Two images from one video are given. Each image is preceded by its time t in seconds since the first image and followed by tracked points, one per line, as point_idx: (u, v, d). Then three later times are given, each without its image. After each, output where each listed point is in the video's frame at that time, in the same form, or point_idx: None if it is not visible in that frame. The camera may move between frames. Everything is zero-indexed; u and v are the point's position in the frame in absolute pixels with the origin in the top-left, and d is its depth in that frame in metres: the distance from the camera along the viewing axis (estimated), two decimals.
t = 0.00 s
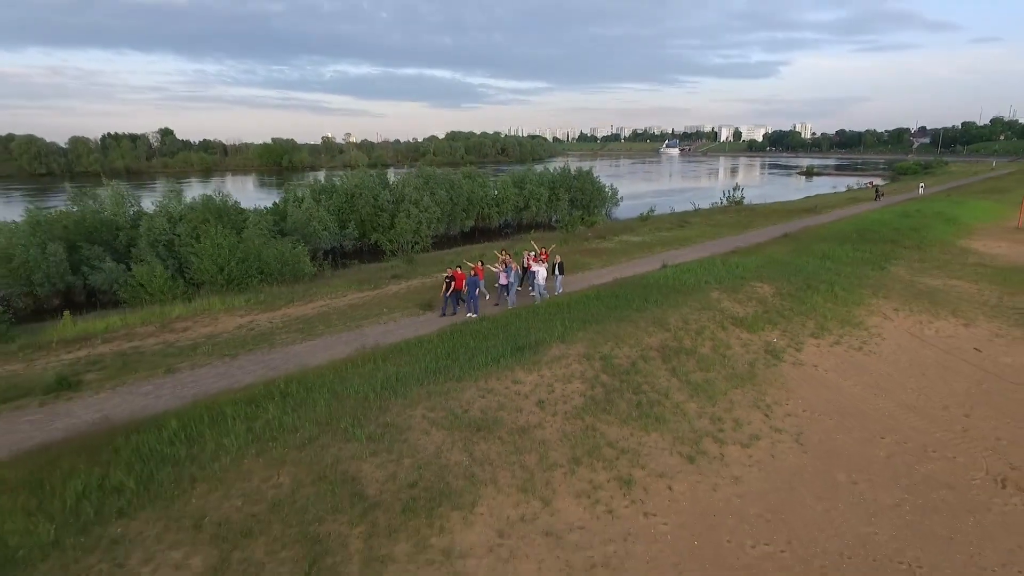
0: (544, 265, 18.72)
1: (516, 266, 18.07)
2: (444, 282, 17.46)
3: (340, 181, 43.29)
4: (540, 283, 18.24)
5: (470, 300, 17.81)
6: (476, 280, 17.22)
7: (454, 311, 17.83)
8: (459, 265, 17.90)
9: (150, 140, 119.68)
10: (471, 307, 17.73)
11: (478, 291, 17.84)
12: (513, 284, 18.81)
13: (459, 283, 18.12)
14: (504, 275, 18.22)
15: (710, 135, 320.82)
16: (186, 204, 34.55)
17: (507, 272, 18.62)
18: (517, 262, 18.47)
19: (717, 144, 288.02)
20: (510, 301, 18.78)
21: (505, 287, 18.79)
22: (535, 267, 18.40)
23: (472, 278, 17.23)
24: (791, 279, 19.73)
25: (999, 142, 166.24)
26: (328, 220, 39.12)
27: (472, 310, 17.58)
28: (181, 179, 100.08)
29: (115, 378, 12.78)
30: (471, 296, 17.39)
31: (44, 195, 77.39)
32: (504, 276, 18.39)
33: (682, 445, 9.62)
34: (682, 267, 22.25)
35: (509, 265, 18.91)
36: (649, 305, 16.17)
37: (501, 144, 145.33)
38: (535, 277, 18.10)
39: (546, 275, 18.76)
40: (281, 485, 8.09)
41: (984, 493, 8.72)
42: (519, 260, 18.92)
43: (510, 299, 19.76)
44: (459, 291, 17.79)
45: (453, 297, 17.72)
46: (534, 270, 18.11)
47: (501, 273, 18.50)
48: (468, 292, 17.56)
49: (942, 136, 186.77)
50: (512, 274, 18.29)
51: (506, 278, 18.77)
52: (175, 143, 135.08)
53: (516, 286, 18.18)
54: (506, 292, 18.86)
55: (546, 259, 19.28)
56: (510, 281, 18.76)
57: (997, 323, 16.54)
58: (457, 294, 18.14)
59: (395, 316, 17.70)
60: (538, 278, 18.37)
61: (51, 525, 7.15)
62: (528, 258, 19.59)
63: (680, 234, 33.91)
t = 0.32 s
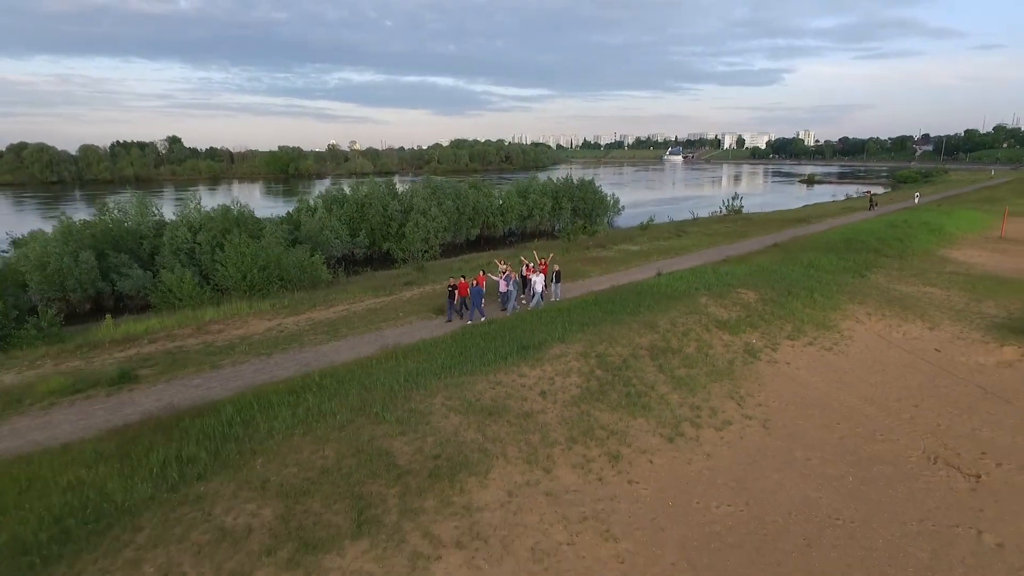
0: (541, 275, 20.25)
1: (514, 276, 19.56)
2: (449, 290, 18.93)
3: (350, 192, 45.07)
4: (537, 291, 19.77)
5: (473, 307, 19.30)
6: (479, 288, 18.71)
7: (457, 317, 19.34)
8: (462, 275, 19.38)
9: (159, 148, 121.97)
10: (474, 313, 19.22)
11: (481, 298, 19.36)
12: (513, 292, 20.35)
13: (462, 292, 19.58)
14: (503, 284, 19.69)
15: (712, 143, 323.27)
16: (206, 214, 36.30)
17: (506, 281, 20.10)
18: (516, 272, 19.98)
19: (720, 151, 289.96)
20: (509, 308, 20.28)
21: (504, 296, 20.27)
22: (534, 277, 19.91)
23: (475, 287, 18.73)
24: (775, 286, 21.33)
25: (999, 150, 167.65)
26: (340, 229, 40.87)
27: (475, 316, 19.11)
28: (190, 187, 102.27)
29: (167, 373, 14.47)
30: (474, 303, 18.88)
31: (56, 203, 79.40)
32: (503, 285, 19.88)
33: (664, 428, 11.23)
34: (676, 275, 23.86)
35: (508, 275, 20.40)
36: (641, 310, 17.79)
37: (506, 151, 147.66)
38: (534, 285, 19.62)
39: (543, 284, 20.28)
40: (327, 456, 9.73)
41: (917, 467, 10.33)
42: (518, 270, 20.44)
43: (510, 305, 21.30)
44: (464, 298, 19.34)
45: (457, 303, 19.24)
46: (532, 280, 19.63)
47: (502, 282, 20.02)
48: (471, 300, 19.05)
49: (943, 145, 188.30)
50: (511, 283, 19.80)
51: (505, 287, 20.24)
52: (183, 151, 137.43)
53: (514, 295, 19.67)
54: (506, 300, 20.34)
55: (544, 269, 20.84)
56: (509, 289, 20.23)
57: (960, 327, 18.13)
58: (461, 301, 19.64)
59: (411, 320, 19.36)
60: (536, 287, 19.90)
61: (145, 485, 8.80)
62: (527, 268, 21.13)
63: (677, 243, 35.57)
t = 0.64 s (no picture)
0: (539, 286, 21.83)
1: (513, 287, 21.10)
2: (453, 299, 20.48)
3: (360, 204, 46.90)
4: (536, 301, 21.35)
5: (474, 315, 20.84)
6: (481, 298, 20.28)
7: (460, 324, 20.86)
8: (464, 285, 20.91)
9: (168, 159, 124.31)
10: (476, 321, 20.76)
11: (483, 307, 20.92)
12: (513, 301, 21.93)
13: (465, 301, 21.12)
14: (503, 295, 21.22)
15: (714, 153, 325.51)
16: (225, 225, 38.09)
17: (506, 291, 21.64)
18: (515, 283, 21.54)
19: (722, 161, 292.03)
20: (509, 317, 21.83)
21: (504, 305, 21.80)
22: (532, 288, 21.49)
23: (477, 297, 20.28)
24: (761, 294, 23.01)
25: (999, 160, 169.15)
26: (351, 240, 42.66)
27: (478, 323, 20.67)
28: (198, 197, 104.47)
29: (209, 373, 16.18)
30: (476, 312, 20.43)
31: (70, 213, 81.61)
32: (503, 295, 21.42)
33: (651, 419, 12.90)
34: (670, 285, 25.53)
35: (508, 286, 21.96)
36: (635, 317, 19.49)
37: (509, 162, 149.92)
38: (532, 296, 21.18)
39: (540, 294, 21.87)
40: (361, 439, 11.41)
41: (867, 452, 11.98)
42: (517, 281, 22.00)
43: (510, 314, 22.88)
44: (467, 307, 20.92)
45: (461, 311, 20.82)
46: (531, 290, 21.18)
47: (502, 292, 21.60)
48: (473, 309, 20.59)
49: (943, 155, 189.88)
50: (511, 293, 21.36)
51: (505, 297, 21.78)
52: (190, 162, 139.90)
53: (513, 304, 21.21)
54: (506, 309, 21.84)
55: (542, 280, 22.44)
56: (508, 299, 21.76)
57: (928, 333, 19.77)
58: (463, 310, 21.18)
59: (424, 327, 21.06)
60: (534, 297, 21.49)
61: (212, 462, 10.49)
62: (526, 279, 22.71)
63: (674, 254, 37.27)
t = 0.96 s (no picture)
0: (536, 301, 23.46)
1: (511, 302, 22.70)
2: (455, 313, 22.08)
3: (369, 221, 48.80)
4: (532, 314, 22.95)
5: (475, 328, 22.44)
6: (481, 312, 21.88)
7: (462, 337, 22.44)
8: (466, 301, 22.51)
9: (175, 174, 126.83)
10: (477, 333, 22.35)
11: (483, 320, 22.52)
12: (512, 315, 23.57)
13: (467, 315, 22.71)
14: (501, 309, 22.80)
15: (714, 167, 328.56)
16: (241, 240, 39.97)
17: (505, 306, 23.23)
18: (513, 298, 23.16)
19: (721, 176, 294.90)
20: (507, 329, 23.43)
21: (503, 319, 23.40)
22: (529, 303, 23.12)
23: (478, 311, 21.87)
24: (748, 307, 24.72)
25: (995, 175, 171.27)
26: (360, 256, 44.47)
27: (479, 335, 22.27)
28: (204, 211, 106.59)
29: (243, 378, 17.90)
30: (477, 325, 22.03)
31: (80, 228, 83.66)
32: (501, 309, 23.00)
33: (640, 418, 14.59)
34: (664, 298, 27.24)
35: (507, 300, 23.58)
36: (630, 328, 21.22)
37: (511, 176, 152.80)
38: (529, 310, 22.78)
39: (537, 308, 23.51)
40: (387, 432, 13.12)
41: (829, 445, 13.65)
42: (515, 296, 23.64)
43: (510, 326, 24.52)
44: (469, 320, 22.53)
45: (463, 324, 22.43)
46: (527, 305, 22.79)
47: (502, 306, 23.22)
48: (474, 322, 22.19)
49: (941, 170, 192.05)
50: (508, 308, 22.97)
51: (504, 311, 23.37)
52: (197, 176, 142.39)
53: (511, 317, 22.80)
54: (504, 322, 23.44)
55: (539, 296, 24.11)
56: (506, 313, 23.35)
57: (899, 343, 21.46)
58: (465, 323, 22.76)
59: (434, 338, 22.79)
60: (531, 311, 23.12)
61: (260, 450, 12.20)
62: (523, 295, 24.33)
63: (670, 269, 39.08)
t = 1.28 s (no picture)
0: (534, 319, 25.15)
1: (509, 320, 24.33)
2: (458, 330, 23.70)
3: (377, 241, 50.74)
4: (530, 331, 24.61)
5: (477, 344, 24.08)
6: (483, 329, 23.52)
7: (465, 352, 24.06)
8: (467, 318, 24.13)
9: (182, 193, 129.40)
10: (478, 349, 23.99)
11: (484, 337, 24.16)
12: (512, 332, 25.25)
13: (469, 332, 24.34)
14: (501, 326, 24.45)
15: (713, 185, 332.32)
16: (256, 259, 41.86)
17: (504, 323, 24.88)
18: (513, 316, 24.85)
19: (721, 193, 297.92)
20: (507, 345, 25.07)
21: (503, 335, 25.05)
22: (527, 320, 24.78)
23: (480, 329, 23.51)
24: (737, 324, 26.46)
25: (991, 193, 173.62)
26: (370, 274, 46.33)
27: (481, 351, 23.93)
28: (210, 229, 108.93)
29: (271, 388, 19.64)
30: (478, 341, 23.68)
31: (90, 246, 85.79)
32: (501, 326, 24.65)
33: (631, 423, 16.29)
34: (658, 315, 29.00)
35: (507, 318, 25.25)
36: (625, 343, 22.97)
37: (513, 195, 155.54)
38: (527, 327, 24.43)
39: (536, 325, 25.21)
40: (407, 433, 14.85)
41: (800, 447, 15.34)
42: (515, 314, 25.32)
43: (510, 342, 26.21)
44: (471, 337, 24.19)
45: (466, 340, 24.09)
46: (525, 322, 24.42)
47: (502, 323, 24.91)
48: (476, 338, 23.84)
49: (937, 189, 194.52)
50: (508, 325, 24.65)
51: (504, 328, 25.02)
52: (203, 195, 145.06)
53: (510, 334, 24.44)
54: (505, 338, 25.12)
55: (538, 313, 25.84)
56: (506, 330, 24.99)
57: (874, 357, 23.19)
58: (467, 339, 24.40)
59: (444, 352, 24.54)
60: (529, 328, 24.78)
61: (297, 448, 13.93)
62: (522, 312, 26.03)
63: (665, 288, 40.88)
